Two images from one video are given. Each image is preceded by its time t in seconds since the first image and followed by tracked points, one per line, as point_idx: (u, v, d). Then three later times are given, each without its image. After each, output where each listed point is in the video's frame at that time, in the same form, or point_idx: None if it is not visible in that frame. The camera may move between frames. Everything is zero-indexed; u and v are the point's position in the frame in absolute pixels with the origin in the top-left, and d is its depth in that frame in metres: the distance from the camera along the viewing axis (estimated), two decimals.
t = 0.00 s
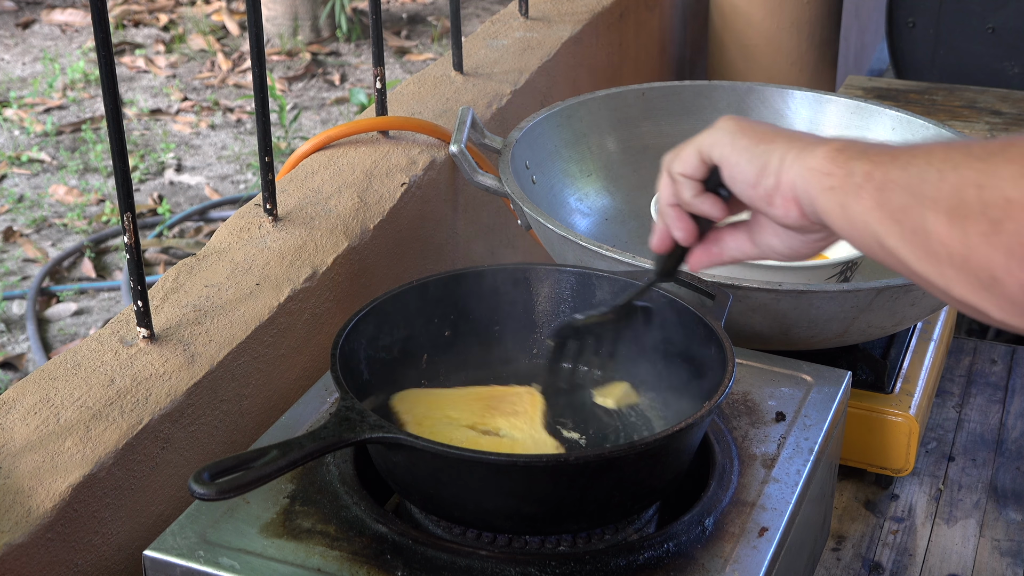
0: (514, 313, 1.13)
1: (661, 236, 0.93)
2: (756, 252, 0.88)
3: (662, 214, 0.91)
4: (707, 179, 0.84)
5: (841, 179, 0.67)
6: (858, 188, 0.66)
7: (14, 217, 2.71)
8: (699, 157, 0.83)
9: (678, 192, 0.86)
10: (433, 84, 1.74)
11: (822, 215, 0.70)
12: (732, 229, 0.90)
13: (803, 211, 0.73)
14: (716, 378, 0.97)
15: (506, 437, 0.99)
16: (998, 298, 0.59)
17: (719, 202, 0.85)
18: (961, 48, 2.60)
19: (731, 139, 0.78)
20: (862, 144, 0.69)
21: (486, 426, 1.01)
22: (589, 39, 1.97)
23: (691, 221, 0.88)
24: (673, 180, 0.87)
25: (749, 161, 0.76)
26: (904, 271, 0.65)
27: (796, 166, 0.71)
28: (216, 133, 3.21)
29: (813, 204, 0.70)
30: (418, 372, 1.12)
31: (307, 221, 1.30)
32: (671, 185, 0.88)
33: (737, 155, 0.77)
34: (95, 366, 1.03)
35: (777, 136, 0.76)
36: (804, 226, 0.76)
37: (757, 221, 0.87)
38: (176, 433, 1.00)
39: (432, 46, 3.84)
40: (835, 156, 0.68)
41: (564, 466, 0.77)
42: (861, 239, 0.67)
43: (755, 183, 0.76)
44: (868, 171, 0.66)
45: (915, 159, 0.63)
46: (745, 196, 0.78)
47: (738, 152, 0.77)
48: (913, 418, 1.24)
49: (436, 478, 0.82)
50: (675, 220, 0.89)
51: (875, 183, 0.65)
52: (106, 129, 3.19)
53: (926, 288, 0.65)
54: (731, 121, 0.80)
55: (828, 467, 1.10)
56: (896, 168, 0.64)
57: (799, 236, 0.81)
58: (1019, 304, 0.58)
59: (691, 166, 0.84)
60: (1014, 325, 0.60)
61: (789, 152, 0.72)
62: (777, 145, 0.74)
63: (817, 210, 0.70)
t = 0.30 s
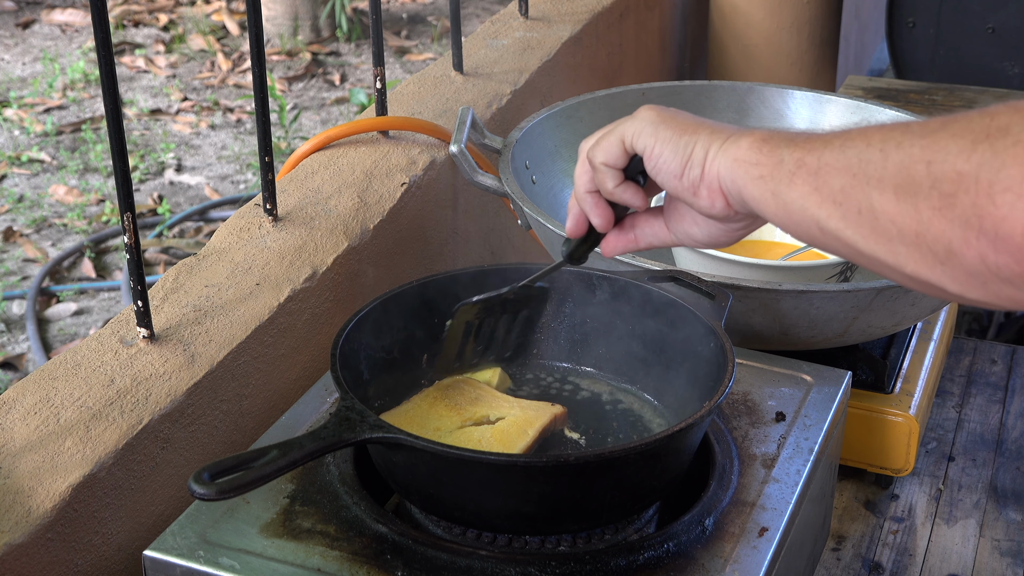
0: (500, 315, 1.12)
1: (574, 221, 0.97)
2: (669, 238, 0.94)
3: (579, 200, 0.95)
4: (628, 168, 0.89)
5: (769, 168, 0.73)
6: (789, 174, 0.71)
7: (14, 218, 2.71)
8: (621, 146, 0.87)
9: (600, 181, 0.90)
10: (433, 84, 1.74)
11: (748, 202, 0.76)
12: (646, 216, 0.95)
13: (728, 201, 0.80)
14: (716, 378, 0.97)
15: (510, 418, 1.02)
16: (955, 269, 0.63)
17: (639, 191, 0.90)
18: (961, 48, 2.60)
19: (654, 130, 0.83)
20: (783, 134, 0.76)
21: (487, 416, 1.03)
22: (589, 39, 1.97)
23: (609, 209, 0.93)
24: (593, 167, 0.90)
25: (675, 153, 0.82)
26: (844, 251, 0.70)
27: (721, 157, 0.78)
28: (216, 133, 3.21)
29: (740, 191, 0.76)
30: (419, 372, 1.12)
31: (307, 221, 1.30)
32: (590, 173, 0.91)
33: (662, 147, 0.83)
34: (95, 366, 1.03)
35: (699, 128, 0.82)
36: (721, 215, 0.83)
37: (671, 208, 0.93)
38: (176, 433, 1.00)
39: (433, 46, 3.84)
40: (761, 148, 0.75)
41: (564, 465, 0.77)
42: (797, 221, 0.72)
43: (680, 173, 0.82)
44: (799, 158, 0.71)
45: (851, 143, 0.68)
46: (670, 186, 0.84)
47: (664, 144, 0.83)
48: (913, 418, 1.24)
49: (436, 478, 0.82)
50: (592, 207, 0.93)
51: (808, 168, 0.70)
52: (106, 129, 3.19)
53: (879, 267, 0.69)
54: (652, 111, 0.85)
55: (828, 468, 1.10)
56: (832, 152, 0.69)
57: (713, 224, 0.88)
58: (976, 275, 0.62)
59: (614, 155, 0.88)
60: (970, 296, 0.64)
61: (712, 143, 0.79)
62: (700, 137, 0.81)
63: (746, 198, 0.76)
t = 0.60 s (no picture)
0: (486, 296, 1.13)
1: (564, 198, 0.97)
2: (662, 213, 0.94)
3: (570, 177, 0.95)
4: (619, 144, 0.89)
5: (772, 150, 0.72)
6: (793, 160, 0.71)
7: (14, 217, 2.71)
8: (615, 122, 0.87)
9: (591, 156, 0.90)
10: (433, 84, 1.74)
11: (749, 182, 0.75)
12: (635, 190, 0.95)
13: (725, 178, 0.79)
14: (716, 377, 0.97)
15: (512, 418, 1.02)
16: (964, 269, 0.63)
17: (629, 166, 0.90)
18: (961, 48, 2.60)
19: (649, 104, 0.83)
20: (787, 113, 0.74)
21: (487, 416, 1.03)
22: (589, 39, 1.97)
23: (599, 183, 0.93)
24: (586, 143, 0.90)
25: (672, 129, 0.81)
26: (849, 240, 0.70)
27: (721, 135, 0.76)
28: (216, 133, 3.21)
29: (740, 170, 0.75)
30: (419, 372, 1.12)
31: (307, 221, 1.30)
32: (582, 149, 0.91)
33: (659, 123, 0.82)
34: (95, 366, 1.03)
35: (698, 103, 0.81)
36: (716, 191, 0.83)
37: (664, 184, 0.93)
38: (176, 433, 1.00)
39: (432, 46, 3.84)
40: (762, 126, 0.74)
41: (564, 465, 0.77)
42: (803, 208, 0.71)
43: (677, 150, 0.81)
44: (803, 142, 0.71)
45: (859, 131, 0.68)
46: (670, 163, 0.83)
47: (660, 120, 0.82)
48: (913, 418, 1.24)
49: (436, 478, 0.82)
50: (581, 183, 0.93)
51: (813, 154, 0.70)
52: (106, 129, 3.19)
53: (885, 259, 0.69)
54: (647, 85, 0.85)
55: (828, 468, 1.10)
56: (840, 141, 0.68)
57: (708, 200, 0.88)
58: (985, 276, 0.62)
59: (608, 130, 0.88)
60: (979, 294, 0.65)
61: (712, 120, 0.78)
62: (700, 113, 0.79)
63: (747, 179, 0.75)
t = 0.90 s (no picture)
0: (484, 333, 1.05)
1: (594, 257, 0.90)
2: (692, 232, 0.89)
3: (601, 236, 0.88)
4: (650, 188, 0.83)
5: (770, 142, 0.71)
6: (791, 152, 0.69)
7: (14, 217, 2.71)
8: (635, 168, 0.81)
9: (631, 210, 0.84)
10: (433, 84, 1.74)
11: (756, 175, 0.74)
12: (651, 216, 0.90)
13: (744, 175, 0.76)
14: (716, 376, 0.97)
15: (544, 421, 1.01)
16: (960, 260, 0.63)
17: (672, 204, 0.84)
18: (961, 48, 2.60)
19: (649, 132, 0.79)
20: (781, 103, 0.73)
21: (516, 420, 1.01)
22: (589, 39, 1.97)
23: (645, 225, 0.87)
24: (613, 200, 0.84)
25: (679, 145, 0.77)
26: (852, 228, 0.69)
27: (723, 132, 0.74)
28: (216, 133, 3.21)
29: (746, 165, 0.74)
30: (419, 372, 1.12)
31: (307, 221, 1.30)
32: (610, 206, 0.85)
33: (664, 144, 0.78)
34: (95, 367, 1.02)
35: (691, 111, 0.78)
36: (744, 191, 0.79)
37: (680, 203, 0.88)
38: (176, 433, 1.00)
39: (432, 46, 3.84)
40: (760, 120, 0.72)
41: (564, 466, 0.77)
42: (802, 200, 0.71)
43: (689, 163, 0.78)
44: (800, 134, 0.69)
45: (854, 122, 0.66)
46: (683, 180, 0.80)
47: (664, 142, 0.78)
48: (913, 418, 1.24)
49: (436, 478, 0.82)
50: (634, 234, 0.87)
51: (809, 146, 0.68)
52: (106, 129, 3.19)
53: (887, 247, 0.68)
54: (636, 117, 0.81)
55: (828, 468, 1.10)
56: (834, 131, 0.67)
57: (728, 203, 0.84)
58: (982, 267, 0.61)
59: (625, 178, 0.82)
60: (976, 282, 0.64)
61: (711, 120, 0.75)
62: (696, 119, 0.77)
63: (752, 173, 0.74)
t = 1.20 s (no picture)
0: (529, 361, 0.89)
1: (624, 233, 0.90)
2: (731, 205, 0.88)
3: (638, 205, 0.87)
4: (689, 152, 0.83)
5: (800, 102, 0.69)
6: (820, 111, 0.67)
7: (14, 217, 2.71)
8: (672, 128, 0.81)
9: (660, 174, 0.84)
10: (433, 84, 1.74)
11: (785, 136, 0.72)
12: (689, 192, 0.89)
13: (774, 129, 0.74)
14: (716, 376, 0.97)
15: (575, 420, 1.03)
16: (973, 226, 0.60)
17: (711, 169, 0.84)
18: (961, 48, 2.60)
19: (682, 89, 0.79)
20: (817, 66, 0.71)
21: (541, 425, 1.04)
22: (589, 39, 1.97)
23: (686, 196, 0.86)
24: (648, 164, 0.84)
25: (711, 102, 0.77)
26: (876, 194, 0.67)
27: (756, 90, 0.73)
28: (216, 133, 3.21)
29: (775, 124, 0.72)
30: (419, 371, 1.12)
31: (307, 221, 1.30)
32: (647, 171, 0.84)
33: (697, 102, 0.78)
34: (95, 367, 1.03)
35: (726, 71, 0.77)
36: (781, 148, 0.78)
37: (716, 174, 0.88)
38: (176, 433, 1.01)
39: (432, 46, 3.84)
40: (792, 79, 0.70)
41: (564, 466, 0.77)
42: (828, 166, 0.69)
43: (722, 121, 0.77)
44: (829, 93, 0.67)
45: (881, 82, 0.64)
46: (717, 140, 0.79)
47: (696, 100, 0.78)
48: (913, 418, 1.24)
49: (436, 478, 0.82)
50: (674, 202, 0.86)
51: (837, 105, 0.66)
52: (106, 129, 3.19)
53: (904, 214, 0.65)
54: (670, 79, 0.81)
55: (828, 467, 1.10)
56: (862, 92, 0.65)
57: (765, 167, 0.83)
58: (995, 233, 0.59)
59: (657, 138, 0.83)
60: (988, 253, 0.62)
61: (745, 78, 0.74)
62: (729, 78, 0.76)
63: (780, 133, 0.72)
